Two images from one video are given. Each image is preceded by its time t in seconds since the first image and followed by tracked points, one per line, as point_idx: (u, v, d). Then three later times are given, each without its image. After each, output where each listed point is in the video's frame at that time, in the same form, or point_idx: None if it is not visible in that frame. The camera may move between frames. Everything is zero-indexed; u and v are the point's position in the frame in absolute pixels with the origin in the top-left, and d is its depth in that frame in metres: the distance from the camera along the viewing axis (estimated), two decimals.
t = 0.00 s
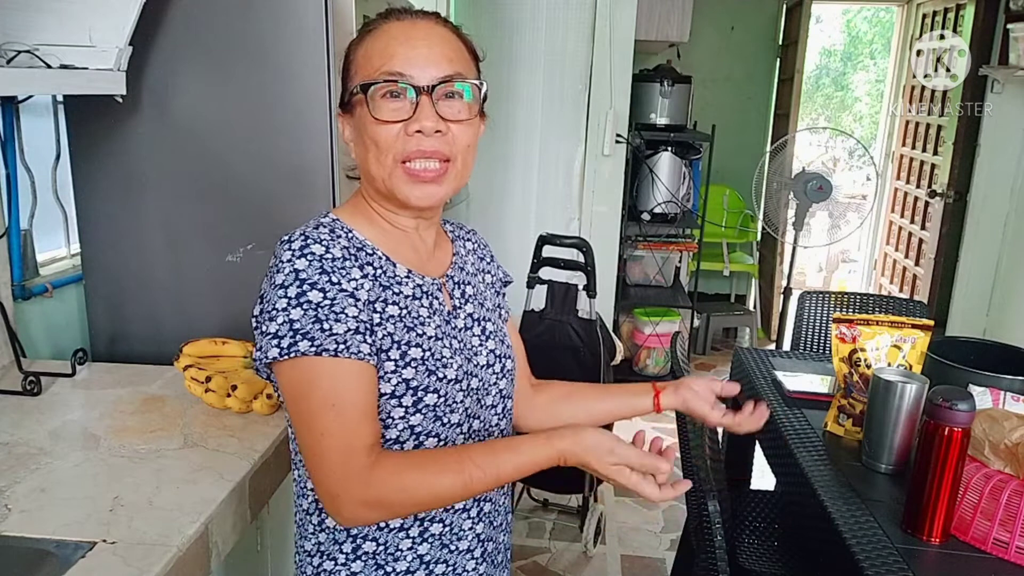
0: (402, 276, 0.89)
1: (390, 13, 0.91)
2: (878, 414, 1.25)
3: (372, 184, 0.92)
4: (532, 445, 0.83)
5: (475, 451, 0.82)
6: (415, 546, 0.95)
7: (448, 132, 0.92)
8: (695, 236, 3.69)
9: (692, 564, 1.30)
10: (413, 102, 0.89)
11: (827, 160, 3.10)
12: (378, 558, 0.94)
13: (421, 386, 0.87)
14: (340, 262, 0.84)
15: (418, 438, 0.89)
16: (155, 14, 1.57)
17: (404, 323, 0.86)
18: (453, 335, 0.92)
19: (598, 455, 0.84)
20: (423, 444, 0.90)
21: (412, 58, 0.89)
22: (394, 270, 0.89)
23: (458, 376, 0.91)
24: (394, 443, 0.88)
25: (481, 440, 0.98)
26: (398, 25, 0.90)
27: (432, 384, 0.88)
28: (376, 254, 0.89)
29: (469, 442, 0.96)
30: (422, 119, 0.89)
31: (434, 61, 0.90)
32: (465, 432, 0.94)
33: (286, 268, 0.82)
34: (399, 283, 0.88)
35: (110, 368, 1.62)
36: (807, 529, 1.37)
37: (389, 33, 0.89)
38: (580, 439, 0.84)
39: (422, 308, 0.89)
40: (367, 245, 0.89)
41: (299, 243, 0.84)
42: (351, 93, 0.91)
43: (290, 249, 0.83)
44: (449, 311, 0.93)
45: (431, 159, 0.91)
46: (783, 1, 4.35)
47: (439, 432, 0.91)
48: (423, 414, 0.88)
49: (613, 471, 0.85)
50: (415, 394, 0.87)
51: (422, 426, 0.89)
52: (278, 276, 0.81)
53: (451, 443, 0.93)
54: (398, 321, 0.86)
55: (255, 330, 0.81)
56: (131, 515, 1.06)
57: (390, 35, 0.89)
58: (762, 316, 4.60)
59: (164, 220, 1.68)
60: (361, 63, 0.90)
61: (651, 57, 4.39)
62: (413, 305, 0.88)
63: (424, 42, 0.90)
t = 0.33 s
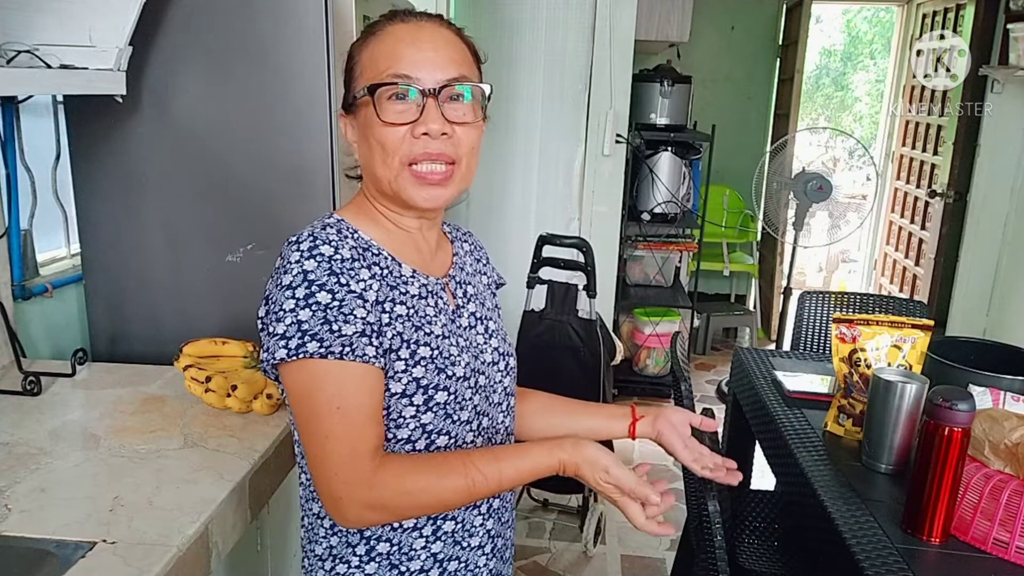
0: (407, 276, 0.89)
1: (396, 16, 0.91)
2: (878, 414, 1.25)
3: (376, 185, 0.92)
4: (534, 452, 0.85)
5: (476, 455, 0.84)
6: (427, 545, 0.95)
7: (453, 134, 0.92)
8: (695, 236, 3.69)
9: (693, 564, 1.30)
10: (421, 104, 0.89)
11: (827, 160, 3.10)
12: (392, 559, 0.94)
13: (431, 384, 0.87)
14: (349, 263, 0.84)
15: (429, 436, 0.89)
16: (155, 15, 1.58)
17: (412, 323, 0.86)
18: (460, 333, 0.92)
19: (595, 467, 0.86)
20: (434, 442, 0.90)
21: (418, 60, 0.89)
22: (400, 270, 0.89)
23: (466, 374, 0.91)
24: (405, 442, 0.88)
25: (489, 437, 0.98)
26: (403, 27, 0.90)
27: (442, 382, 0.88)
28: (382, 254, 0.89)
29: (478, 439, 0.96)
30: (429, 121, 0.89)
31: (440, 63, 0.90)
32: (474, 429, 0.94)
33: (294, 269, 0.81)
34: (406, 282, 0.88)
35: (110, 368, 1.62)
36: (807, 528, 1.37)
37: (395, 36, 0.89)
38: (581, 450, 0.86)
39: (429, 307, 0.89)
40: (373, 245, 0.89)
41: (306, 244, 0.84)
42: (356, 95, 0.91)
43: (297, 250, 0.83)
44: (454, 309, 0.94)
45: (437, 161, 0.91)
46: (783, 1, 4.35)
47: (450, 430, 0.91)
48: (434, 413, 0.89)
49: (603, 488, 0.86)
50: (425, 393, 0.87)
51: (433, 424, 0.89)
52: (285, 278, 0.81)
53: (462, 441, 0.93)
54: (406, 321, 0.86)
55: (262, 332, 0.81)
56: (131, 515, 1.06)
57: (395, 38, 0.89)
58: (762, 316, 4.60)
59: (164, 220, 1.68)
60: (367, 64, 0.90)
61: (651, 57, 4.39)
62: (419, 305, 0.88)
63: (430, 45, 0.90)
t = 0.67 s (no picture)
0: (411, 275, 0.89)
1: (398, 16, 0.91)
2: (878, 414, 1.25)
3: (381, 186, 0.92)
4: (534, 459, 0.85)
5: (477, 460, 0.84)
6: (432, 544, 0.95)
7: (459, 135, 0.92)
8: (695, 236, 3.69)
9: (693, 564, 1.30)
10: (428, 104, 0.89)
11: (827, 160, 3.10)
12: (396, 558, 0.94)
13: (435, 384, 0.87)
14: (353, 263, 0.84)
15: (434, 436, 0.89)
16: (155, 15, 1.58)
17: (416, 323, 0.86)
18: (463, 333, 0.92)
19: (594, 477, 0.85)
20: (439, 442, 0.90)
21: (422, 61, 0.89)
22: (403, 270, 0.89)
23: (470, 373, 0.91)
24: (409, 442, 0.88)
25: (492, 436, 0.98)
26: (407, 28, 0.90)
27: (446, 381, 0.88)
28: (386, 254, 0.89)
29: (481, 438, 0.96)
30: (434, 122, 0.89)
31: (444, 64, 0.90)
32: (478, 428, 0.94)
33: (298, 269, 0.81)
34: (409, 282, 0.88)
35: (111, 368, 1.62)
36: (808, 528, 1.37)
37: (399, 37, 0.89)
38: (580, 459, 0.86)
39: (432, 307, 0.89)
40: (376, 245, 0.89)
41: (311, 245, 0.84)
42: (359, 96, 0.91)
43: (301, 251, 0.83)
44: (457, 309, 0.94)
45: (443, 162, 0.91)
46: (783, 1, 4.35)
47: (454, 429, 0.91)
48: (439, 412, 0.89)
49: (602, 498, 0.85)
50: (430, 392, 0.87)
51: (438, 423, 0.89)
52: (289, 278, 0.81)
53: (466, 441, 0.93)
54: (410, 320, 0.86)
55: (265, 331, 0.81)
56: (130, 515, 1.06)
57: (399, 39, 0.89)
58: (762, 316, 4.60)
59: (164, 219, 1.68)
60: (371, 65, 0.90)
61: (651, 57, 4.39)
62: (423, 304, 0.88)
63: (434, 45, 0.90)
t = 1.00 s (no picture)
0: (409, 276, 0.89)
1: (400, 15, 0.91)
2: (878, 414, 1.25)
3: (384, 187, 0.93)
4: (530, 469, 0.85)
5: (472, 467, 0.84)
6: (431, 544, 0.95)
7: (461, 138, 0.92)
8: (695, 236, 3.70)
9: (693, 564, 1.30)
10: (431, 107, 0.89)
11: (827, 160, 3.10)
12: (395, 558, 0.94)
13: (432, 385, 0.87)
14: (350, 265, 0.84)
15: (431, 436, 0.89)
16: (155, 15, 1.58)
17: (413, 323, 0.86)
18: (462, 334, 0.92)
19: (586, 491, 0.85)
20: (436, 443, 0.90)
21: (425, 62, 0.88)
22: (401, 271, 0.89)
23: (468, 374, 0.91)
24: (407, 442, 0.88)
25: (491, 436, 0.98)
26: (409, 28, 0.89)
27: (443, 382, 0.88)
28: (383, 254, 0.89)
29: (480, 438, 0.96)
30: (436, 125, 0.89)
31: (447, 65, 0.90)
32: (476, 428, 0.94)
33: (295, 270, 0.81)
34: (408, 282, 0.88)
35: (111, 368, 1.62)
36: (807, 528, 1.37)
37: (404, 38, 0.89)
38: (575, 472, 0.86)
39: (430, 308, 0.89)
40: (374, 246, 0.88)
41: (308, 246, 0.84)
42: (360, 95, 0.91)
43: (299, 252, 0.83)
44: (456, 310, 0.94)
45: (447, 165, 0.91)
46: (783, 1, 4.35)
47: (452, 430, 0.91)
48: (436, 413, 0.89)
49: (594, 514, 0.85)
50: (427, 393, 0.87)
51: (435, 424, 0.89)
52: (285, 279, 0.81)
53: (464, 441, 0.93)
54: (407, 321, 0.86)
55: (262, 332, 0.81)
56: (131, 515, 1.06)
57: (401, 39, 0.89)
58: (762, 316, 4.60)
59: (164, 219, 1.68)
60: (371, 66, 0.90)
61: (651, 57, 4.39)
62: (421, 306, 0.88)
63: (437, 46, 0.89)
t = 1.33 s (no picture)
0: (401, 278, 0.89)
1: (450, 24, 0.90)
2: (878, 415, 1.25)
3: (413, 191, 0.90)
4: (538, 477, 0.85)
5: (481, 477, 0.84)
6: (428, 545, 0.95)
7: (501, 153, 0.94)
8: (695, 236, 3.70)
9: (692, 564, 1.30)
10: (490, 118, 0.90)
11: (827, 160, 3.10)
12: (392, 560, 0.94)
13: (426, 387, 0.88)
14: (341, 270, 0.84)
15: (426, 438, 0.90)
16: (155, 15, 1.58)
17: (405, 327, 0.86)
18: (455, 334, 0.92)
19: (599, 498, 0.85)
20: (431, 444, 0.90)
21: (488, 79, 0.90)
22: (393, 274, 0.89)
23: (462, 374, 0.91)
24: (401, 444, 0.89)
25: (486, 435, 0.98)
26: (466, 41, 0.90)
27: (437, 384, 0.88)
28: (375, 258, 0.89)
29: (475, 438, 0.96)
30: (493, 140, 0.91)
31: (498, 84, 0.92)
32: (471, 428, 0.94)
33: (286, 277, 0.82)
34: (399, 285, 0.88)
35: (111, 368, 1.62)
36: (807, 530, 1.37)
37: (463, 50, 0.89)
38: (582, 478, 0.86)
39: (423, 310, 0.89)
40: (365, 249, 0.88)
41: (298, 252, 0.84)
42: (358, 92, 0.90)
43: (289, 259, 0.83)
44: (449, 311, 0.94)
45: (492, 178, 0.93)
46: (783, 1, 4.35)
47: (447, 430, 0.91)
48: (430, 414, 0.89)
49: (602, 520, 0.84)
50: (420, 395, 0.87)
51: (430, 425, 0.89)
52: (277, 287, 0.82)
53: (459, 442, 0.93)
54: (399, 325, 0.86)
55: (256, 340, 0.82)
56: (131, 514, 1.06)
57: (465, 51, 0.89)
58: (762, 316, 4.60)
59: (164, 219, 1.68)
60: (431, 65, 0.87)
61: (651, 56, 4.40)
62: (413, 308, 0.88)
63: (488, 65, 0.92)
